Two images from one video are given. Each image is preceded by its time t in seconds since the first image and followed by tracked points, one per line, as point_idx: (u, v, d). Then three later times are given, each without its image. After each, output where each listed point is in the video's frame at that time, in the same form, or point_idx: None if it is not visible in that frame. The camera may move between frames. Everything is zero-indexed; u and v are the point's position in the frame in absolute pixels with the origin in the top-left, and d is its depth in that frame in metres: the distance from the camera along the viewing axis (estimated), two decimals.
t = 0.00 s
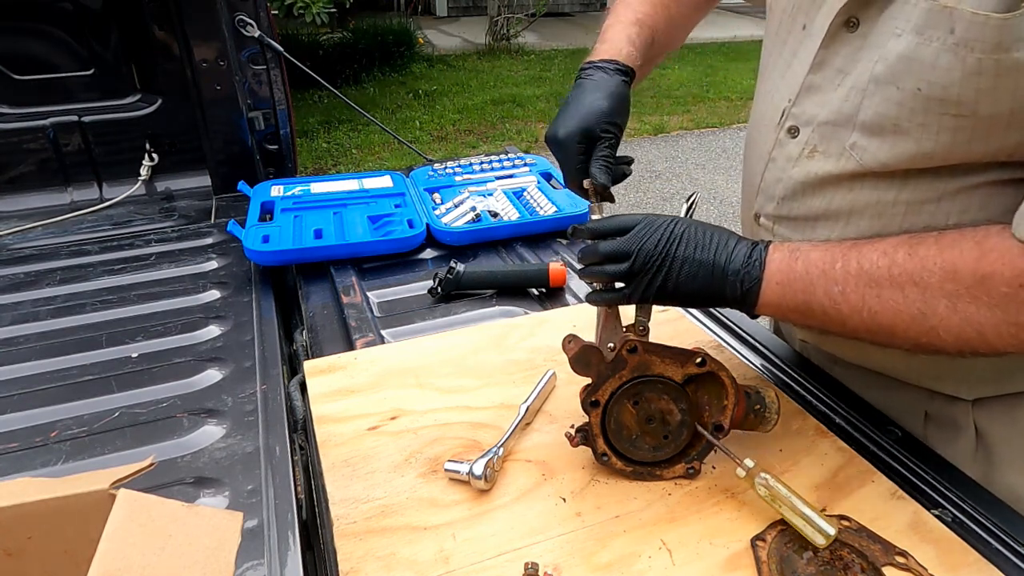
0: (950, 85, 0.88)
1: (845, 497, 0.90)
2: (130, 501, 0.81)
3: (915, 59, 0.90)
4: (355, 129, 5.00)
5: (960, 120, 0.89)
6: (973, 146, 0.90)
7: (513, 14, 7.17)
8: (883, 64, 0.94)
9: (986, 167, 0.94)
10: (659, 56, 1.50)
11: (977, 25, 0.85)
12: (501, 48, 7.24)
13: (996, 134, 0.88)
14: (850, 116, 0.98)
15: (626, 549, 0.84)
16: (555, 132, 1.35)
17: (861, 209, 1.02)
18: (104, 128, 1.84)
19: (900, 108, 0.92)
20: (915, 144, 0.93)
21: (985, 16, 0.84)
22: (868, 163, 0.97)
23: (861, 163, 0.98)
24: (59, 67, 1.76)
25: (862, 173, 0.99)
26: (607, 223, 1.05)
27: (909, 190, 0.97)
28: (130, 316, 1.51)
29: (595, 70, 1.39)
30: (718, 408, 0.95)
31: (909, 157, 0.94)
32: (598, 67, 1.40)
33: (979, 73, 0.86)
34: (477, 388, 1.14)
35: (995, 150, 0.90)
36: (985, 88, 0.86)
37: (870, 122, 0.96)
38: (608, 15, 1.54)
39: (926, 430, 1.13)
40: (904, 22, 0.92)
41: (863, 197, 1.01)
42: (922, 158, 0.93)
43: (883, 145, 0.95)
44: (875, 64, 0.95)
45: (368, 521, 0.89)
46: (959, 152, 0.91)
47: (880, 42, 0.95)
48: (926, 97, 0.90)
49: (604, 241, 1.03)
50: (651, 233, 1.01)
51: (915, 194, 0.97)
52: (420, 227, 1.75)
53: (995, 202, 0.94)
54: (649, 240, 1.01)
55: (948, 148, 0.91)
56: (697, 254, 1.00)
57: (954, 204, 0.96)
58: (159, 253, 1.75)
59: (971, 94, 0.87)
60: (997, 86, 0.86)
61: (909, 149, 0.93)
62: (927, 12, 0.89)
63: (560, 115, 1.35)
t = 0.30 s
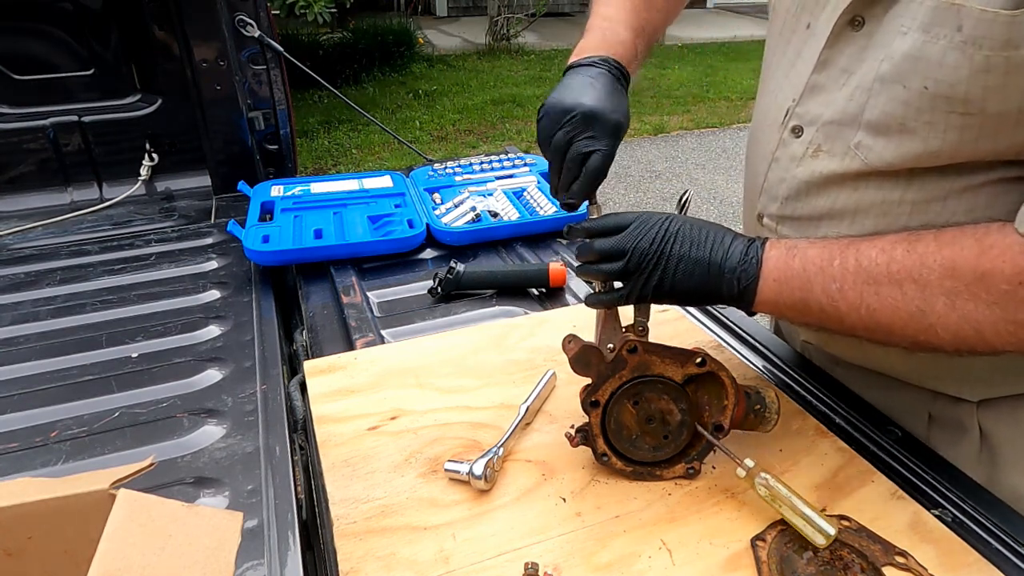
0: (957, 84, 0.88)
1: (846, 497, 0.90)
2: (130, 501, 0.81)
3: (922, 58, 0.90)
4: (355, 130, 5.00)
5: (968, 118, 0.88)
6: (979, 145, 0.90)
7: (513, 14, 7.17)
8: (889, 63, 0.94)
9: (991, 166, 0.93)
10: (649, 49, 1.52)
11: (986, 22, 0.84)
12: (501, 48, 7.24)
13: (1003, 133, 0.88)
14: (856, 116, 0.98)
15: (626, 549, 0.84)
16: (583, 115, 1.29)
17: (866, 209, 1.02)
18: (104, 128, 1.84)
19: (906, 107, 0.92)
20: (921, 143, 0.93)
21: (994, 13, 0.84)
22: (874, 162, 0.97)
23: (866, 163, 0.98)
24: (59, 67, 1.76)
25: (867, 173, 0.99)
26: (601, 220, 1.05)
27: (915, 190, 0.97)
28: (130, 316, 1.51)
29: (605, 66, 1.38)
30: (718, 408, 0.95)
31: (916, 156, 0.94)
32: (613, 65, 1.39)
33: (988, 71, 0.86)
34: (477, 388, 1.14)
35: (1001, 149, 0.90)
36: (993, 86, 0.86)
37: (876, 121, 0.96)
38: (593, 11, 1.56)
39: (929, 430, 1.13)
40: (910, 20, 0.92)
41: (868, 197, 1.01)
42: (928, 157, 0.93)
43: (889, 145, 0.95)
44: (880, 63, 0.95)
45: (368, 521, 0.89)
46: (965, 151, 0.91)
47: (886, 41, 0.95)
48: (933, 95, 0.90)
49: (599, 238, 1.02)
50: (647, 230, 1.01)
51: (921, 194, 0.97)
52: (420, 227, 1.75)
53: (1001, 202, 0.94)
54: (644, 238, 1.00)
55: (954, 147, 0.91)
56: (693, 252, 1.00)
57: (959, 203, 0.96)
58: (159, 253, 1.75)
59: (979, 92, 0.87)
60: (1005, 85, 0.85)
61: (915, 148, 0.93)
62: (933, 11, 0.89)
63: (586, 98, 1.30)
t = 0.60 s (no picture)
0: (961, 82, 0.88)
1: (846, 497, 0.90)
2: (130, 502, 0.81)
3: (925, 57, 0.90)
4: (355, 130, 5.00)
5: (972, 117, 0.88)
6: (982, 144, 0.90)
7: (513, 14, 7.17)
8: (892, 61, 0.93)
9: (994, 166, 0.93)
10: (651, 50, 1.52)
11: (991, 20, 0.84)
12: (501, 48, 7.24)
13: (1006, 132, 0.88)
14: (858, 115, 0.98)
15: (626, 550, 0.84)
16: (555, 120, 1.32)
17: (869, 209, 1.02)
18: (104, 128, 1.84)
19: (909, 106, 0.92)
20: (925, 142, 0.93)
21: (998, 11, 0.83)
22: (876, 162, 0.97)
23: (869, 162, 0.98)
24: (59, 67, 1.76)
25: (869, 172, 0.99)
26: (601, 220, 1.05)
27: (917, 189, 0.97)
28: (130, 316, 1.51)
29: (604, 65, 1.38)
30: (718, 408, 0.95)
31: (919, 155, 0.94)
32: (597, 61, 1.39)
33: (992, 69, 0.86)
34: (477, 388, 1.14)
35: (1004, 148, 0.90)
36: (997, 84, 0.86)
37: (879, 120, 0.96)
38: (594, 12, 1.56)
39: (930, 430, 1.12)
40: (914, 19, 0.92)
41: (871, 196, 1.01)
42: (931, 156, 0.93)
43: (891, 144, 0.95)
44: (883, 62, 0.95)
45: (368, 521, 0.89)
46: (968, 150, 0.91)
47: (889, 40, 0.95)
48: (936, 94, 0.90)
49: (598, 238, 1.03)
50: (646, 229, 1.01)
51: (923, 193, 0.97)
52: (420, 227, 1.75)
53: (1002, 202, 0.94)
54: (643, 236, 1.00)
55: (957, 146, 0.91)
56: (693, 251, 1.00)
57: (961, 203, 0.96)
58: (159, 253, 1.75)
59: (983, 91, 0.87)
60: (1008, 83, 0.85)
61: (918, 147, 0.93)
62: (935, 9, 0.89)
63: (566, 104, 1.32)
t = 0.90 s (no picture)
0: (961, 81, 0.88)
1: (845, 497, 0.90)
2: (130, 502, 0.81)
3: (925, 55, 0.90)
4: (355, 130, 5.00)
5: (971, 115, 0.88)
6: (982, 143, 0.90)
7: (513, 14, 7.16)
8: (893, 60, 0.93)
9: (994, 165, 0.93)
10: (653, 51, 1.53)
11: (990, 18, 0.84)
12: (501, 48, 7.24)
13: (1006, 130, 0.88)
14: (858, 114, 0.98)
15: (627, 550, 0.84)
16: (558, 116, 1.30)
17: (869, 208, 1.02)
18: (104, 128, 1.84)
19: (909, 105, 0.92)
20: (924, 141, 0.93)
21: (997, 9, 0.83)
22: (877, 161, 0.97)
23: (869, 161, 0.98)
24: (59, 67, 1.76)
25: (869, 171, 0.99)
26: (597, 219, 1.05)
27: (917, 188, 0.97)
28: (130, 316, 1.51)
29: (603, 60, 1.38)
30: (718, 408, 0.95)
31: (919, 154, 0.94)
32: (597, 58, 1.39)
33: (992, 67, 0.86)
34: (477, 388, 1.14)
35: (1004, 147, 0.90)
36: (996, 83, 0.86)
37: (879, 119, 0.96)
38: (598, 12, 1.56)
39: (931, 430, 1.12)
40: (914, 17, 0.92)
41: (871, 196, 1.01)
42: (931, 155, 0.93)
43: (891, 143, 0.95)
44: (884, 60, 0.95)
45: (368, 521, 0.89)
46: (967, 149, 0.91)
47: (889, 38, 0.95)
48: (936, 92, 0.90)
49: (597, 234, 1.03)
50: (643, 227, 1.01)
51: (923, 193, 0.97)
52: (420, 227, 1.75)
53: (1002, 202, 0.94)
54: (640, 234, 1.00)
55: (956, 145, 0.91)
56: (688, 250, 1.00)
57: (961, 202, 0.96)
58: (159, 253, 1.75)
59: (982, 89, 0.87)
60: (1008, 82, 0.85)
61: (918, 146, 0.93)
62: (936, 8, 0.89)
63: (569, 101, 1.31)
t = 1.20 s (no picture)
0: (960, 79, 0.88)
1: (845, 497, 0.90)
2: (130, 501, 0.81)
3: (924, 54, 0.90)
4: (355, 130, 5.00)
5: (970, 113, 0.88)
6: (982, 141, 0.90)
7: (513, 14, 7.16)
8: (893, 59, 0.93)
9: (994, 164, 0.93)
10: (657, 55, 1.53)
11: (989, 16, 0.84)
12: (501, 48, 7.23)
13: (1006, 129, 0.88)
14: (858, 113, 0.98)
15: (627, 549, 0.84)
16: (558, 116, 1.31)
17: (869, 208, 1.02)
18: (104, 128, 1.84)
19: (908, 104, 0.92)
20: (923, 140, 0.93)
21: (996, 7, 0.83)
22: (875, 160, 0.97)
23: (868, 160, 0.98)
24: (59, 67, 1.76)
25: (868, 171, 0.99)
26: (588, 220, 1.06)
27: (917, 188, 0.97)
28: (130, 316, 1.51)
29: (609, 62, 1.38)
30: (717, 408, 0.95)
31: (918, 153, 0.94)
32: (601, 59, 1.39)
33: (991, 65, 0.86)
34: (477, 388, 1.14)
35: (1004, 145, 0.90)
36: (996, 81, 0.86)
37: (879, 118, 0.96)
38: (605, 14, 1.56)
39: (931, 430, 1.12)
40: (914, 16, 0.91)
41: (871, 195, 1.01)
42: (930, 154, 0.93)
43: (890, 142, 0.95)
44: (884, 59, 0.95)
45: (368, 521, 0.89)
46: (967, 147, 0.91)
47: (889, 37, 0.95)
48: (935, 91, 0.90)
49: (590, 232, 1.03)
50: (633, 227, 1.01)
51: (923, 192, 0.97)
52: (420, 227, 1.75)
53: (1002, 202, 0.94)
54: (630, 233, 1.00)
55: (956, 144, 0.91)
56: (677, 250, 1.00)
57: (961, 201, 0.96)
58: (159, 253, 1.75)
59: (981, 88, 0.87)
60: (1007, 80, 0.86)
61: (917, 145, 0.93)
62: (935, 7, 0.89)
63: (571, 100, 1.32)
